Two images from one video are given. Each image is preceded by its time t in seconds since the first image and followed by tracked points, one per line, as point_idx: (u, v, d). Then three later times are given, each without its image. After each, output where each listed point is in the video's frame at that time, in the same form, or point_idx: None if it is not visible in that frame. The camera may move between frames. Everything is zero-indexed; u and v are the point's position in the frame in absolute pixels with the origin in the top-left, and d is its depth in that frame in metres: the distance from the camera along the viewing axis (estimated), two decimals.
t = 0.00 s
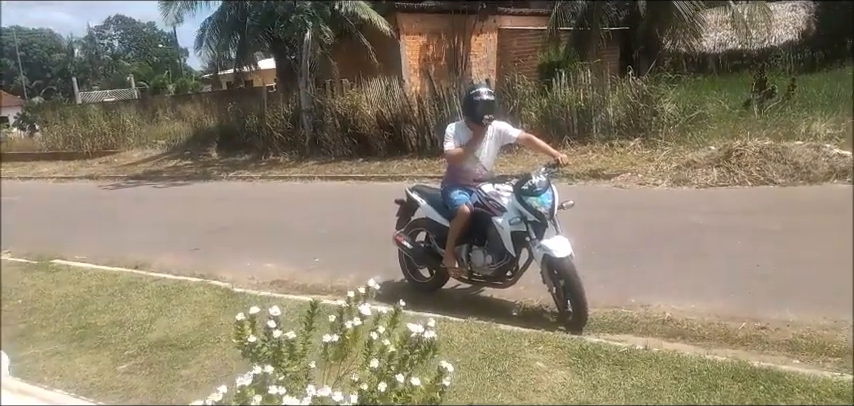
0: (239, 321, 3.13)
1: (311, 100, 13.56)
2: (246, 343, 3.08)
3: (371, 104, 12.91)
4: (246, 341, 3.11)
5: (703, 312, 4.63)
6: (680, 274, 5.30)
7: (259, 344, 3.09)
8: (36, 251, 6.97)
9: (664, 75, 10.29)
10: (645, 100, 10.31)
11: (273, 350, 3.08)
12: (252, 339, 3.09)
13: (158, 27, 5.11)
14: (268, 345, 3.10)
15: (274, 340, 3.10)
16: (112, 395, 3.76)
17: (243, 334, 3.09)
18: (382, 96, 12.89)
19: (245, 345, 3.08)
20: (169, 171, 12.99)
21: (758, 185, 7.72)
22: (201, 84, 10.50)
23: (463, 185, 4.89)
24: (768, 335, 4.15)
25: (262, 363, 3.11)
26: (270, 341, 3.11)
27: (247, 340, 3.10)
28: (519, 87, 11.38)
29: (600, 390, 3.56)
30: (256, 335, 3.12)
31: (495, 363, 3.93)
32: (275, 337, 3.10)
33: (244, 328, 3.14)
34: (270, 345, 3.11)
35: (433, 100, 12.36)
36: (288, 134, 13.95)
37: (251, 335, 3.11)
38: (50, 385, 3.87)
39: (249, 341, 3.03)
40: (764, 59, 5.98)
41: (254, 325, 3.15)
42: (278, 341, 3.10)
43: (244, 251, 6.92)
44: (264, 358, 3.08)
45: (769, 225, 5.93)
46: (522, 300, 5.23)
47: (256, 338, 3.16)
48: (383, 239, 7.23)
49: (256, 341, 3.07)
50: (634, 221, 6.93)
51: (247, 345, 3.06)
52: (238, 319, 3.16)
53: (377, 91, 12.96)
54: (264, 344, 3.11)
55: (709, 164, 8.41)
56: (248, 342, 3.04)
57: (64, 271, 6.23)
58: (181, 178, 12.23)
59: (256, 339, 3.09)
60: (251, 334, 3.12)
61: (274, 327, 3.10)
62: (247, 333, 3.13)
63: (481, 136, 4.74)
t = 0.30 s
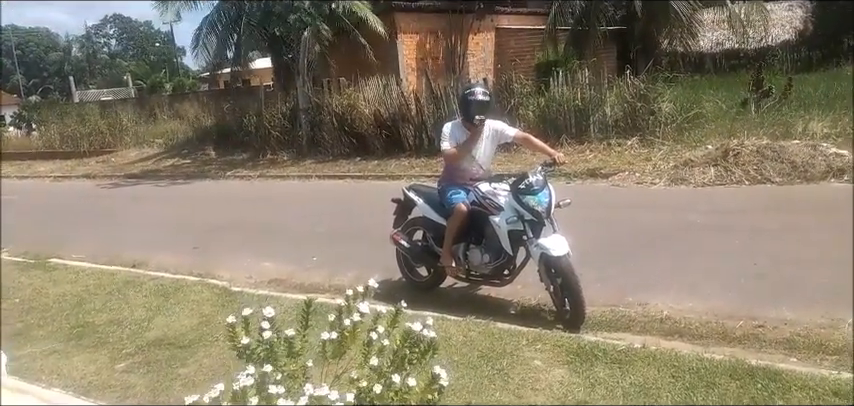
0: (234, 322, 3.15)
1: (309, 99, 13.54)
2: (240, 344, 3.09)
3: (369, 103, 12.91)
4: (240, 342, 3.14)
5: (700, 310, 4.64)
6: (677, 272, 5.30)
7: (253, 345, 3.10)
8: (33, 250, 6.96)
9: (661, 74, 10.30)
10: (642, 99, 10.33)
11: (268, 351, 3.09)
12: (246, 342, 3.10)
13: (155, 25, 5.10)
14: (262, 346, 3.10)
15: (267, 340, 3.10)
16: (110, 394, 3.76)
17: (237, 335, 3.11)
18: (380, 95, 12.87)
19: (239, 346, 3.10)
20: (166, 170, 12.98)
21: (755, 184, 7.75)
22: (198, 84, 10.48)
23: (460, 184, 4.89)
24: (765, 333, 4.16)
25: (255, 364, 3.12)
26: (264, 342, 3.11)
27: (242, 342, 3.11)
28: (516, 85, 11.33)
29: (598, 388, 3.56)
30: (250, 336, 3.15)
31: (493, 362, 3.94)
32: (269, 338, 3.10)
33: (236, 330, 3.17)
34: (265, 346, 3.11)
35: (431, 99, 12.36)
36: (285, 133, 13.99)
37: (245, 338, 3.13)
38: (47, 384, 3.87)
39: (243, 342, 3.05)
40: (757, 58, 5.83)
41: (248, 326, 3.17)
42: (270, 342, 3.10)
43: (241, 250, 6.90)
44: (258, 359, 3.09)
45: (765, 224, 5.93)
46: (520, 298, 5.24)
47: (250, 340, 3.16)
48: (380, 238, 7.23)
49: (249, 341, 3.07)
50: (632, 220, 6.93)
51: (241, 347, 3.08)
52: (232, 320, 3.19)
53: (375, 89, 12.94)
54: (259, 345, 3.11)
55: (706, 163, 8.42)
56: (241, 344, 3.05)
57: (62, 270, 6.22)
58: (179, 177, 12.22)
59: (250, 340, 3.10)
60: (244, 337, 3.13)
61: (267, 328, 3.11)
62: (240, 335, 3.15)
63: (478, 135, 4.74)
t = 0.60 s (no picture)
0: (245, 315, 3.21)
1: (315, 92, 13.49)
2: (253, 336, 3.12)
3: (376, 97, 12.93)
4: (251, 334, 3.18)
5: (709, 304, 4.62)
6: (685, 267, 5.28)
7: (265, 337, 3.13)
8: (44, 245, 6.99)
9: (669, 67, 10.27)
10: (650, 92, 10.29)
11: (280, 343, 3.10)
12: (258, 332, 3.13)
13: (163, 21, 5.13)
14: (273, 338, 3.12)
15: (279, 333, 3.12)
16: (120, 388, 3.78)
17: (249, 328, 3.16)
18: (387, 88, 12.85)
19: (251, 338, 3.14)
20: (175, 165, 13.02)
21: (764, 177, 7.85)
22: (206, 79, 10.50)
23: (468, 177, 4.88)
24: (775, 327, 4.15)
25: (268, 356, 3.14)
26: (275, 334, 3.13)
27: (255, 334, 3.14)
28: (523, 79, 11.45)
29: (607, 381, 3.56)
30: (261, 328, 3.19)
31: (502, 355, 3.94)
32: (281, 330, 3.12)
33: (248, 322, 3.20)
34: (276, 339, 3.13)
35: (438, 92, 12.33)
36: (292, 127, 14.00)
37: (257, 329, 3.16)
38: (59, 377, 3.90)
39: (254, 335, 3.07)
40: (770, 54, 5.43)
41: (260, 318, 3.20)
42: (281, 334, 3.11)
43: (249, 244, 6.92)
44: (269, 350, 3.10)
45: (774, 218, 5.90)
46: (529, 292, 5.24)
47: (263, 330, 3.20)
48: (388, 231, 7.25)
49: (262, 333, 3.10)
50: (640, 214, 6.91)
51: (252, 339, 3.11)
52: (245, 312, 3.24)
53: (381, 83, 12.94)
54: (271, 337, 3.13)
55: (715, 156, 8.52)
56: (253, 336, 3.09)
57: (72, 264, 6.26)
58: (187, 172, 12.26)
59: (261, 332, 3.13)
60: (256, 328, 3.17)
61: (279, 320, 3.14)
62: (251, 327, 3.19)
63: (484, 128, 4.74)
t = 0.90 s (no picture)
0: (269, 304, 3.25)
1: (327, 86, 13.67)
2: (275, 325, 3.18)
3: (388, 91, 13.08)
4: (274, 322, 3.22)
5: (723, 296, 4.60)
6: (699, 259, 5.25)
7: (287, 325, 3.18)
8: (59, 241, 7.06)
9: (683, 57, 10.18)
10: (663, 83, 10.19)
11: (301, 332, 3.16)
12: (281, 321, 3.19)
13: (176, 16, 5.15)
14: (293, 327, 3.18)
15: (301, 323, 3.17)
16: (136, 380, 3.82)
17: (272, 316, 3.21)
18: (398, 83, 12.99)
19: (271, 325, 3.20)
20: (189, 160, 13.09)
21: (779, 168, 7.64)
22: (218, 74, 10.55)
23: (481, 170, 4.89)
24: (791, 318, 4.12)
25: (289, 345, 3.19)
26: (297, 322, 3.19)
27: (277, 323, 3.18)
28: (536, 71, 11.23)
29: (621, 373, 3.56)
30: (284, 317, 3.23)
31: (515, 347, 3.94)
32: (303, 319, 3.19)
33: (274, 311, 3.24)
34: (296, 327, 3.19)
35: (449, 86, 12.43)
36: (304, 121, 14.18)
37: (280, 318, 3.21)
38: (77, 370, 3.95)
39: (277, 323, 3.14)
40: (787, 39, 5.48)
41: (282, 307, 3.25)
42: (303, 322, 3.19)
43: (263, 239, 6.96)
44: (290, 339, 3.17)
45: (788, 208, 5.85)
46: (541, 285, 5.23)
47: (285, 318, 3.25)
48: (400, 224, 7.26)
49: (284, 322, 3.16)
50: (654, 205, 6.88)
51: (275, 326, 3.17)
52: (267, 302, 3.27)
53: (392, 77, 13.04)
54: (291, 327, 3.18)
55: (729, 147, 8.34)
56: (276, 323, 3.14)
57: (88, 259, 6.32)
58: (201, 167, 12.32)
59: (284, 321, 3.19)
60: (279, 315, 3.23)
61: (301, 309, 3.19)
62: (276, 315, 3.23)
63: (496, 121, 4.72)
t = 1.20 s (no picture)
0: (279, 313, 3.23)
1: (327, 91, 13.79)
2: (284, 333, 3.16)
3: (387, 94, 13.14)
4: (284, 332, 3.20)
5: (722, 297, 4.61)
6: (698, 261, 5.25)
7: (293, 334, 3.18)
8: (60, 247, 7.06)
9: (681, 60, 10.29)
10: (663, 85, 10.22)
11: (307, 339, 3.17)
12: (290, 329, 3.19)
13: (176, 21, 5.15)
14: (301, 335, 3.19)
15: (308, 330, 3.20)
16: (137, 386, 3.83)
17: (280, 324, 3.19)
18: (398, 87, 12.97)
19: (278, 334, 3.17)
20: (189, 165, 13.11)
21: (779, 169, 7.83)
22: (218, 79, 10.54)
23: (480, 174, 4.87)
24: (791, 319, 4.12)
25: (295, 353, 3.20)
26: (304, 331, 3.20)
27: (285, 330, 3.19)
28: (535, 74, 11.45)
29: (621, 375, 3.56)
30: (294, 327, 3.22)
31: (515, 350, 3.94)
32: (308, 327, 3.20)
33: (284, 318, 3.23)
34: (303, 335, 3.20)
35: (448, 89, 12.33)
36: (305, 126, 14.25)
37: (289, 325, 3.20)
38: (77, 376, 3.95)
39: (285, 331, 3.13)
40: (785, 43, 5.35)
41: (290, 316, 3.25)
42: (312, 332, 3.19)
43: (264, 243, 6.97)
44: (299, 349, 3.17)
45: (787, 208, 5.85)
46: (542, 287, 5.23)
47: (292, 326, 3.24)
48: (401, 228, 7.27)
49: (292, 330, 3.16)
50: (655, 207, 6.89)
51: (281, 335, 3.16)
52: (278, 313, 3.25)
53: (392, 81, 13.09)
54: (298, 335, 3.19)
55: (729, 148, 8.50)
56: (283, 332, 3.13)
57: (88, 265, 6.32)
58: (201, 172, 12.34)
59: (293, 329, 3.18)
60: (288, 325, 3.22)
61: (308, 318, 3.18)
62: (285, 323, 3.22)
63: (496, 124, 4.75)
